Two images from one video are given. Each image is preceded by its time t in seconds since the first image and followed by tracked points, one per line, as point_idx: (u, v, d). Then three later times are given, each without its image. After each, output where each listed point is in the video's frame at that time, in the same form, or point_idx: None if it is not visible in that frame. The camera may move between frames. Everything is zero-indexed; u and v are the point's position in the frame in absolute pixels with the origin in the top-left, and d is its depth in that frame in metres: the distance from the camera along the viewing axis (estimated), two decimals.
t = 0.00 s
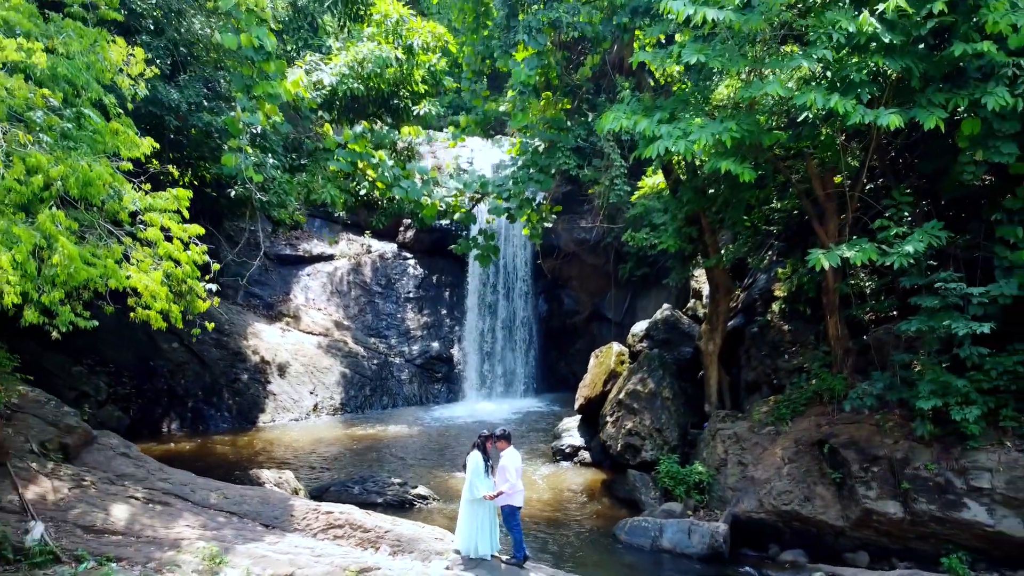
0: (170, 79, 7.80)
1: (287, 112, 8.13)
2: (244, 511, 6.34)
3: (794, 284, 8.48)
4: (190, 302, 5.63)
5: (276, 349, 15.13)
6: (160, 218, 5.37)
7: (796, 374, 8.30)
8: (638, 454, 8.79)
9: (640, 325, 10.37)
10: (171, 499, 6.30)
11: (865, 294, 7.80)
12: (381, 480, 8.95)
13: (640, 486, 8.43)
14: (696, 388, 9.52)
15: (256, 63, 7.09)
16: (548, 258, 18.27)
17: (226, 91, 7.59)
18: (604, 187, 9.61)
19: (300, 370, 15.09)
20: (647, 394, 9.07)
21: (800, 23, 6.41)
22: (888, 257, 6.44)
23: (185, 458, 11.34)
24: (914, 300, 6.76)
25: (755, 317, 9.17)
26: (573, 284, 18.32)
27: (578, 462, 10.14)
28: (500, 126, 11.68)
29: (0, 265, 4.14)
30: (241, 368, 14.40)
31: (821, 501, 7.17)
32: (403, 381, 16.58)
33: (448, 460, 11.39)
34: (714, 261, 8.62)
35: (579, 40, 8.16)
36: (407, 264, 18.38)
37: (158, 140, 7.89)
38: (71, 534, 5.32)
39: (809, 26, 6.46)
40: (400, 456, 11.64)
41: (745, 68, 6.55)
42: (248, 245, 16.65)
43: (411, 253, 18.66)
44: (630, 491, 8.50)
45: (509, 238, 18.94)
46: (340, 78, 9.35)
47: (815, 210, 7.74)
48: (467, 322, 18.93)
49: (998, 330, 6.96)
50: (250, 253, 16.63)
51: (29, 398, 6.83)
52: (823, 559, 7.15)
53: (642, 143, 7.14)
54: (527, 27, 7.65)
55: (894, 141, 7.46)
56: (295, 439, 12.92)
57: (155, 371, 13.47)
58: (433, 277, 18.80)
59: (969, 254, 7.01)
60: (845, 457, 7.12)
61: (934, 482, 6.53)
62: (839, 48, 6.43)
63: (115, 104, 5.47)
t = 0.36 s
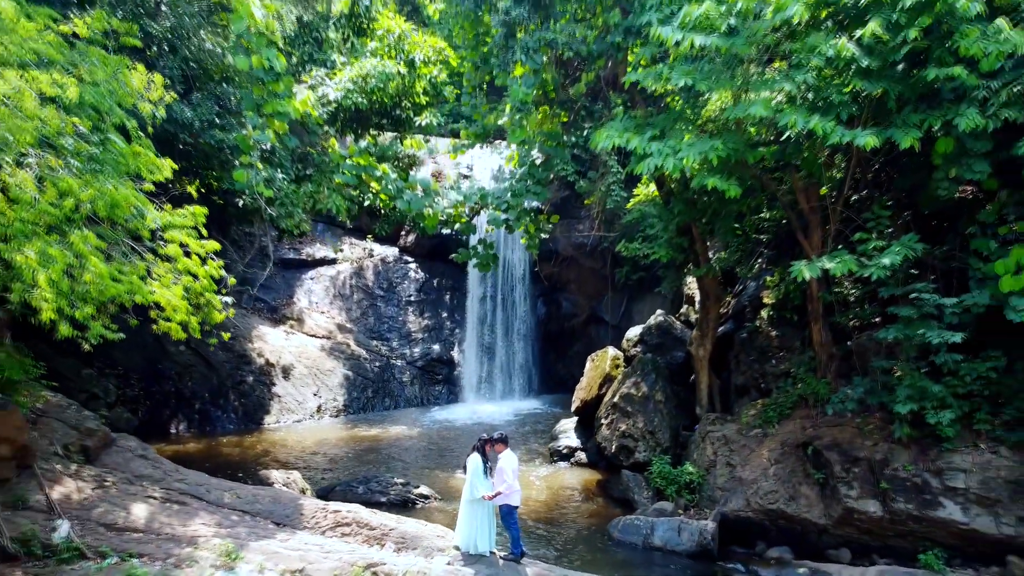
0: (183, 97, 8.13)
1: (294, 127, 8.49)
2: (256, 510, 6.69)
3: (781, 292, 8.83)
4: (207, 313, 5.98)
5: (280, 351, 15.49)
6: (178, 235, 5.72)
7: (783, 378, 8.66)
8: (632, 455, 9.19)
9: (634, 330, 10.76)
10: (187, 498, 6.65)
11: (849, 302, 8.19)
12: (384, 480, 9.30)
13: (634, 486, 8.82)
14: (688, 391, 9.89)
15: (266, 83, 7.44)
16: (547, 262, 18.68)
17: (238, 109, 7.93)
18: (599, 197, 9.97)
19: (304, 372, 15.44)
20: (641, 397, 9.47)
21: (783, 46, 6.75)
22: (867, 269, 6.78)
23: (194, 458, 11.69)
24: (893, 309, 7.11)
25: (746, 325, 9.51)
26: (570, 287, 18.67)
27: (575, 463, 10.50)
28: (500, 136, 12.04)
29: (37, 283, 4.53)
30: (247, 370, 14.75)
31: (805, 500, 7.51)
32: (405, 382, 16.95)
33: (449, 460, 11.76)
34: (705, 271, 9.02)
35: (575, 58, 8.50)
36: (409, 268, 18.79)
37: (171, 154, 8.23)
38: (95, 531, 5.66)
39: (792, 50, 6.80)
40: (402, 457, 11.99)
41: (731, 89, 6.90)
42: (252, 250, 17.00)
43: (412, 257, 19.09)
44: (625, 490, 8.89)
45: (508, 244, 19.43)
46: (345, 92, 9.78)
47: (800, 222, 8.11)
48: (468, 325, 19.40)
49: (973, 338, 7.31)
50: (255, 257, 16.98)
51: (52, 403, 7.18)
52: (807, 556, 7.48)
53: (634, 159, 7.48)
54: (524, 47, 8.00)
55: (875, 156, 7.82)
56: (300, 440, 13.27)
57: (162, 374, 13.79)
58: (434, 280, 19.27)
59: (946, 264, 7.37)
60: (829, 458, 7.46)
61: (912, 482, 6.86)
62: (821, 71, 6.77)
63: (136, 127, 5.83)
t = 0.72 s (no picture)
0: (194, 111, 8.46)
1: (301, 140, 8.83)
2: (266, 509, 7.04)
3: (770, 298, 9.17)
4: (221, 322, 6.33)
5: (284, 353, 15.78)
6: (193, 248, 6.07)
7: (771, 381, 9.01)
8: (626, 455, 9.57)
9: (628, 334, 11.16)
10: (201, 497, 7.00)
11: (834, 309, 8.58)
12: (387, 480, 9.64)
13: (628, 485, 9.18)
14: (680, 393, 10.26)
15: (275, 101, 7.77)
16: (546, 266, 19.06)
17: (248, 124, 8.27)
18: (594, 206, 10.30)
19: (308, 373, 15.74)
20: (634, 400, 9.87)
21: (768, 67, 7.09)
22: (848, 279, 7.12)
23: (202, 458, 12.02)
24: (873, 317, 7.46)
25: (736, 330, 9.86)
26: (569, 289, 19.02)
27: (573, 462, 10.84)
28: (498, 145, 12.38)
29: (68, 297, 4.91)
30: (251, 371, 15.06)
31: (790, 499, 7.83)
32: (406, 383, 17.31)
33: (449, 460, 12.13)
34: (696, 278, 9.38)
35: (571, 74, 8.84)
36: (410, 271, 19.12)
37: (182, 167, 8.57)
38: (116, 529, 6.01)
39: (776, 70, 7.13)
40: (405, 457, 12.35)
41: (719, 107, 7.24)
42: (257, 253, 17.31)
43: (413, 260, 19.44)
44: (620, 489, 9.26)
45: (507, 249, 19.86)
46: (348, 106, 9.95)
47: (786, 232, 8.45)
48: (468, 327, 19.78)
49: (950, 343, 7.71)
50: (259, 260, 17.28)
51: (72, 406, 7.54)
52: (793, 552, 7.77)
53: (626, 173, 7.81)
54: (522, 64, 8.34)
55: (857, 170, 8.17)
56: (304, 440, 13.62)
57: (169, 376, 14.18)
58: (434, 283, 19.62)
59: (925, 273, 7.73)
60: (813, 459, 7.79)
61: (892, 481, 7.18)
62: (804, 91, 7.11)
63: (154, 147, 6.18)
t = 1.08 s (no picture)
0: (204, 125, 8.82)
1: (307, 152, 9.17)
2: (275, 506, 7.40)
3: (758, 304, 9.51)
4: (234, 329, 6.68)
5: (288, 355, 16.12)
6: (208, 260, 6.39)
7: (759, 384, 9.37)
8: (620, 454, 9.91)
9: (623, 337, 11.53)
10: (214, 495, 7.37)
11: (819, 314, 8.93)
12: (389, 478, 10.00)
13: (622, 484, 9.52)
14: (673, 395, 10.62)
15: (283, 116, 8.11)
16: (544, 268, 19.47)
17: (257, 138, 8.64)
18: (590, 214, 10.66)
19: (311, 374, 16.03)
20: (627, 402, 10.22)
21: (753, 86, 7.44)
22: (829, 287, 7.47)
23: (209, 458, 12.38)
24: (854, 323, 7.81)
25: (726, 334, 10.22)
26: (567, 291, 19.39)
27: (570, 462, 11.20)
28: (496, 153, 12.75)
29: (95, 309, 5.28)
30: (256, 372, 15.38)
31: (776, 496, 8.17)
32: (407, 384, 17.70)
33: (450, 459, 12.51)
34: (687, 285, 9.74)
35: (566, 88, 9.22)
36: (410, 273, 19.44)
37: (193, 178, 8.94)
38: (134, 525, 6.37)
39: (761, 89, 7.47)
40: (407, 456, 12.71)
41: (706, 124, 7.59)
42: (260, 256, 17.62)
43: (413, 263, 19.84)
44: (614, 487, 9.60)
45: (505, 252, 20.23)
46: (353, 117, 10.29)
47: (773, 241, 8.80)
48: (467, 329, 20.13)
49: (928, 348, 8.08)
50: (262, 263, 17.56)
51: (90, 408, 7.91)
52: (779, 547, 8.14)
53: (619, 185, 8.17)
54: (520, 80, 8.70)
55: (840, 183, 8.54)
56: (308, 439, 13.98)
57: (176, 377, 14.57)
58: (435, 285, 19.96)
59: (906, 280, 8.08)
60: (797, 458, 8.15)
61: (872, 480, 7.51)
62: (787, 108, 7.46)
63: (171, 163, 6.50)
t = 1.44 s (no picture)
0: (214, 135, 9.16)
1: (312, 162, 9.52)
2: (284, 503, 7.75)
3: (748, 309, 9.87)
4: (245, 334, 7.04)
5: (291, 355, 16.37)
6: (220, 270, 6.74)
7: (748, 385, 9.72)
8: (614, 453, 10.26)
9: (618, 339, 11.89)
10: (226, 492, 7.73)
11: (806, 318, 9.30)
12: (392, 476, 10.35)
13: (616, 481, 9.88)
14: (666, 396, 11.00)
15: (290, 129, 8.44)
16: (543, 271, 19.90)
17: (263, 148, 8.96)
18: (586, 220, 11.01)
19: (314, 375, 16.40)
20: (622, 402, 10.59)
21: (740, 101, 7.77)
22: (813, 294, 7.81)
23: (216, 456, 12.73)
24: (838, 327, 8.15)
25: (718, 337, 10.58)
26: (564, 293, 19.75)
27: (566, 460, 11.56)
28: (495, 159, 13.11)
29: (118, 318, 5.66)
30: (260, 372, 15.70)
31: (764, 493, 8.50)
32: (408, 384, 18.11)
33: (450, 457, 12.88)
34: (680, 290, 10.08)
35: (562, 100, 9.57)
36: (411, 275, 19.85)
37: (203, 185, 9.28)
38: (150, 520, 6.70)
39: (748, 104, 7.80)
40: (408, 454, 13.08)
41: (696, 136, 7.92)
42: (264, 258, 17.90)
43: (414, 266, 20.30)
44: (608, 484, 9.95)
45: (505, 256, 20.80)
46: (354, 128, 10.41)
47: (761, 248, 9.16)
48: (467, 330, 20.61)
49: (910, 352, 8.42)
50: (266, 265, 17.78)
51: (106, 409, 8.26)
52: (766, 543, 8.47)
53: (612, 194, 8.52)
54: (517, 93, 9.04)
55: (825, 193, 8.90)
56: (312, 438, 14.35)
57: (183, 377, 14.78)
58: (436, 287, 20.39)
59: (888, 286, 8.43)
60: (784, 457, 8.48)
61: (855, 478, 7.82)
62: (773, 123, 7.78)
63: (185, 177, 6.84)
